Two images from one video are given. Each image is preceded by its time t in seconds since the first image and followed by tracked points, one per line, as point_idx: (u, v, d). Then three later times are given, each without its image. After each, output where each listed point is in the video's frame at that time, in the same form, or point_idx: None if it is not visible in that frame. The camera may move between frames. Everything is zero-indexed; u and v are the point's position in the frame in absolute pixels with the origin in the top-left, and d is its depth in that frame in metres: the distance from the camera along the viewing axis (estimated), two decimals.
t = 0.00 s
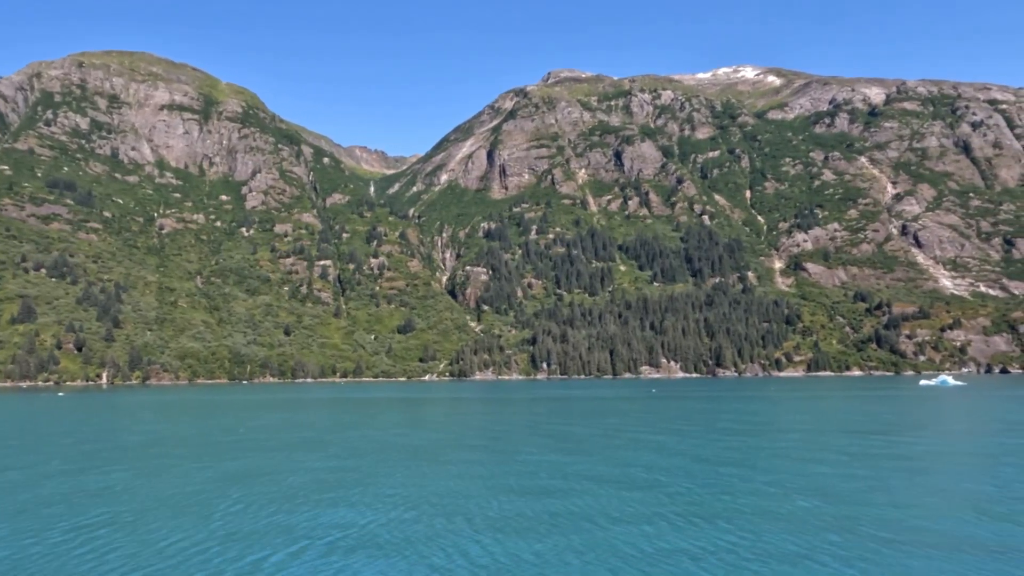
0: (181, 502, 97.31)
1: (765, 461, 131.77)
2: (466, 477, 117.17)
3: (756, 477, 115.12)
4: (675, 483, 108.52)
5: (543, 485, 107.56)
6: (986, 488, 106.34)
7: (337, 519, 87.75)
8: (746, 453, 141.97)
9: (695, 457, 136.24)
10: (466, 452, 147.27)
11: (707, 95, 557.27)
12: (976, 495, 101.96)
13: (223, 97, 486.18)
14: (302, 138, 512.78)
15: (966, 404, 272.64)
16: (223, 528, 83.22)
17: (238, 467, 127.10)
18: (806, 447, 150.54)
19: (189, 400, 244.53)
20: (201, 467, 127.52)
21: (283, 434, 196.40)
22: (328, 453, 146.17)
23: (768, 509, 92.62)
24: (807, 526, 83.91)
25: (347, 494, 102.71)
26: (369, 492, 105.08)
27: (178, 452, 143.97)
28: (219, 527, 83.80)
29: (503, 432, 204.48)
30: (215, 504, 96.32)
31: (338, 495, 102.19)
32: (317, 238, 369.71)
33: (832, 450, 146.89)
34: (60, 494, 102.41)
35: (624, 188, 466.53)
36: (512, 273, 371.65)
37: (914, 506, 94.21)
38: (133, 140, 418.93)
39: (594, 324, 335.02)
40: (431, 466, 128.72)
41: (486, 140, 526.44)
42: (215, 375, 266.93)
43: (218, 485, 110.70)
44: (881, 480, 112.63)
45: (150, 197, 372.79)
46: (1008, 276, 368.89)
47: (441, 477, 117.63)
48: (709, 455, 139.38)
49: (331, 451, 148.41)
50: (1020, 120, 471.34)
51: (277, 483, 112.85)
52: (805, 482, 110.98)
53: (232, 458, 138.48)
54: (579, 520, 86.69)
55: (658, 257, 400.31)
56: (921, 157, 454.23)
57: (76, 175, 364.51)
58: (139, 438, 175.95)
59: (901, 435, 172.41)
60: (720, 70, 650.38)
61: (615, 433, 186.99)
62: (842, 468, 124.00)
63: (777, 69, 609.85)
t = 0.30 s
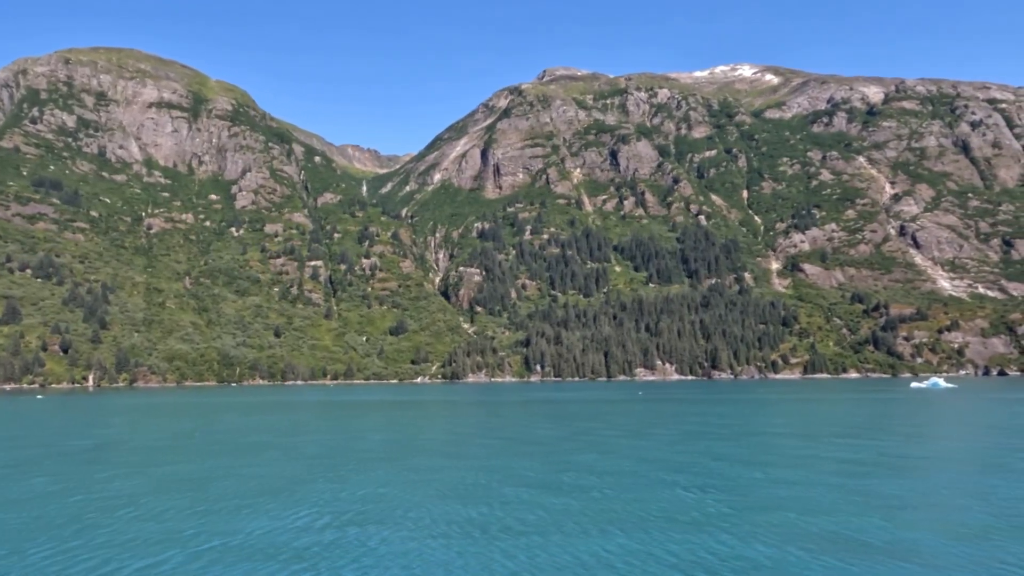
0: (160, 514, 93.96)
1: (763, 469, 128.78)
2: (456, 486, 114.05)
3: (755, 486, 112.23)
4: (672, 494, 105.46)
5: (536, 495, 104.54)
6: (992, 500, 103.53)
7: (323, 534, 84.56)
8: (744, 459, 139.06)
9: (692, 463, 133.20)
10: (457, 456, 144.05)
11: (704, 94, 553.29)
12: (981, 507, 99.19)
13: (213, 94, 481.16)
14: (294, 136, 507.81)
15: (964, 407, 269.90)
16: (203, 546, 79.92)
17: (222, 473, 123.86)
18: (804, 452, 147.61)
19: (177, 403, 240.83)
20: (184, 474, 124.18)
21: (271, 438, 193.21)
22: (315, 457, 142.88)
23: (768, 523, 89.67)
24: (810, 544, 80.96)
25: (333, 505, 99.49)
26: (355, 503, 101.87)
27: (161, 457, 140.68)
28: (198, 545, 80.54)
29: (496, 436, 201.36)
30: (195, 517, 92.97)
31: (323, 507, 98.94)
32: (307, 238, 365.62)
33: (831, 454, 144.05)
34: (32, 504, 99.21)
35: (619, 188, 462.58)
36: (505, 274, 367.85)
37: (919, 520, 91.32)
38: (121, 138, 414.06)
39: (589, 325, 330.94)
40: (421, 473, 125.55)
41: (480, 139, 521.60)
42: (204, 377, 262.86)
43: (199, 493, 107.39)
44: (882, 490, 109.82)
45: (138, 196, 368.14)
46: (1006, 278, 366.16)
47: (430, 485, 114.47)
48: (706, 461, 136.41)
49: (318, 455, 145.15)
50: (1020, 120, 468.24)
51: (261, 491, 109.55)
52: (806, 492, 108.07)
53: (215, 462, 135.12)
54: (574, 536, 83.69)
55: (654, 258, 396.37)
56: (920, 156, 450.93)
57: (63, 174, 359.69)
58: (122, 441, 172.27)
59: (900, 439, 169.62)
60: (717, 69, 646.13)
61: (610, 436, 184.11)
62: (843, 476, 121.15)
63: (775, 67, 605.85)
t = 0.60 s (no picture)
0: (140, 521, 90.03)
1: (763, 473, 125.43)
2: (449, 490, 110.41)
3: (749, 492, 108.80)
4: (672, 500, 101.98)
5: (524, 501, 101.02)
6: (1001, 506, 100.36)
7: (312, 541, 80.78)
8: (742, 462, 135.64)
9: (689, 467, 129.70)
10: (449, 459, 140.44)
11: (699, 93, 549.45)
12: (991, 513, 95.87)
13: (200, 92, 475.95)
14: (283, 134, 502.72)
15: (960, 409, 267.15)
16: (186, 555, 76.04)
17: (207, 478, 119.82)
18: (802, 454, 144.35)
19: (161, 405, 236.58)
20: (168, 478, 120.16)
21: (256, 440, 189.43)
22: (304, 461, 139.01)
23: (774, 532, 86.25)
24: (819, 556, 77.42)
25: (323, 511, 95.58)
26: (346, 507, 98.16)
27: (140, 460, 136.94)
28: (181, 553, 76.75)
29: (486, 438, 197.83)
30: (178, 523, 88.98)
31: (311, 512, 95.00)
32: (297, 238, 361.31)
33: (830, 457, 140.93)
34: None
35: (613, 188, 458.53)
36: (498, 275, 363.97)
37: (930, 529, 88.04)
38: (106, 136, 408.74)
39: (582, 327, 326.99)
40: (413, 477, 121.72)
41: (473, 138, 516.81)
42: (191, 380, 258.46)
43: (185, 499, 103.40)
44: (887, 495, 106.62)
45: (123, 195, 363.14)
46: (1003, 279, 363.59)
47: (419, 490, 110.82)
48: (703, 464, 133.01)
49: (307, 458, 141.35)
50: (1017, 119, 465.63)
51: (248, 495, 105.69)
52: (809, 498, 104.81)
53: (202, 466, 131.18)
54: (572, 546, 80.28)
55: (648, 259, 392.50)
56: (917, 156, 448.13)
57: (47, 172, 354.25)
58: (105, 444, 168.52)
59: (899, 441, 166.56)
60: (712, 68, 642.48)
61: (601, 439, 180.63)
62: (845, 481, 117.79)
63: (771, 66, 602.42)
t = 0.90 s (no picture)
0: (115, 529, 86.76)
1: (758, 475, 122.51)
2: (436, 495, 107.25)
3: (737, 496, 105.67)
4: (666, 505, 99.03)
5: (504, 508, 97.75)
6: (1004, 508, 97.67)
7: (285, 551, 77.63)
8: (734, 465, 132.51)
9: (683, 471, 126.75)
10: (436, 462, 137.24)
11: (693, 92, 545.64)
12: (995, 516, 93.09)
13: (185, 89, 470.69)
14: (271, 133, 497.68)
15: (953, 411, 264.25)
16: (161, 567, 72.87)
17: (188, 482, 116.52)
18: (797, 456, 141.51)
19: (146, 408, 232.40)
20: (147, 482, 116.85)
21: (240, 443, 185.74)
22: (288, 463, 135.78)
23: (772, 539, 83.36)
24: (820, 564, 74.56)
25: (305, 516, 92.37)
26: (324, 513, 94.78)
27: (117, 464, 133.38)
28: (156, 565, 73.58)
29: (473, 441, 194.31)
30: (154, 531, 85.68)
31: (294, 518, 91.78)
32: (284, 238, 357.05)
33: (826, 459, 138.17)
34: None
35: (605, 188, 454.47)
36: (488, 276, 360.06)
37: (934, 534, 85.24)
38: (90, 134, 403.24)
39: (573, 329, 323.19)
40: (400, 481, 118.59)
41: (463, 137, 512.05)
42: (175, 383, 254.00)
43: (160, 505, 99.88)
44: (886, 499, 103.80)
45: (107, 194, 358.10)
46: (997, 280, 361.00)
47: (399, 495, 107.50)
48: (693, 467, 129.90)
49: (291, 461, 138.13)
50: (1013, 120, 463.19)
51: (229, 501, 102.41)
52: (805, 502, 102.03)
53: (183, 470, 127.94)
54: (550, 556, 76.95)
55: (641, 260, 388.73)
56: (911, 157, 445.57)
57: (29, 171, 348.67)
58: (83, 448, 164.86)
59: (895, 443, 163.72)
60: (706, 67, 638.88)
61: (591, 442, 177.21)
62: (842, 484, 114.96)
63: (766, 65, 599.23)
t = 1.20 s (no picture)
0: (88, 531, 82.78)
1: (760, 478, 119.03)
2: (430, 498, 103.40)
3: (735, 498, 102.22)
4: (668, 508, 95.34)
5: (494, 510, 94.19)
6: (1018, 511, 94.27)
7: (266, 553, 73.90)
8: (731, 468, 129.09)
9: (682, 473, 123.13)
10: (428, 465, 133.49)
11: (686, 91, 542.10)
12: (1009, 519, 89.79)
13: (170, 87, 465.38)
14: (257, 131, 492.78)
15: (948, 413, 261.68)
16: (141, 569, 68.78)
17: (171, 485, 112.48)
18: (796, 460, 138.11)
19: (129, 411, 228.12)
20: (128, 485, 112.77)
21: (225, 446, 181.63)
22: (275, 466, 131.91)
23: (783, 541, 79.72)
24: (836, 564, 71.01)
25: (293, 519, 88.35)
26: (308, 515, 91.03)
27: (96, 468, 129.25)
28: (133, 567, 69.46)
29: (464, 444, 190.56)
30: (133, 534, 81.50)
31: (281, 521, 87.77)
32: (271, 239, 352.36)
33: (827, 462, 134.83)
34: None
35: (597, 188, 450.81)
36: (478, 277, 356.12)
37: (950, 536, 81.77)
38: (72, 132, 397.29)
39: (564, 331, 319.37)
40: (390, 485, 114.69)
41: (453, 136, 507.29)
42: (159, 387, 249.49)
43: (137, 507, 95.97)
44: (895, 502, 100.37)
45: (90, 194, 352.86)
46: (991, 282, 358.51)
47: (387, 497, 103.85)
48: (689, 470, 126.41)
49: (278, 464, 134.24)
50: (1007, 120, 461.29)
51: (212, 504, 98.30)
52: (805, 503, 98.72)
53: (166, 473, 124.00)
54: (542, 557, 73.38)
55: (633, 261, 385.08)
56: (906, 157, 443.31)
57: (11, 170, 342.96)
58: (63, 450, 160.66)
59: (895, 447, 160.54)
60: (699, 66, 635.27)
61: (584, 446, 173.48)
62: (847, 486, 111.60)
63: (759, 64, 596.34)
